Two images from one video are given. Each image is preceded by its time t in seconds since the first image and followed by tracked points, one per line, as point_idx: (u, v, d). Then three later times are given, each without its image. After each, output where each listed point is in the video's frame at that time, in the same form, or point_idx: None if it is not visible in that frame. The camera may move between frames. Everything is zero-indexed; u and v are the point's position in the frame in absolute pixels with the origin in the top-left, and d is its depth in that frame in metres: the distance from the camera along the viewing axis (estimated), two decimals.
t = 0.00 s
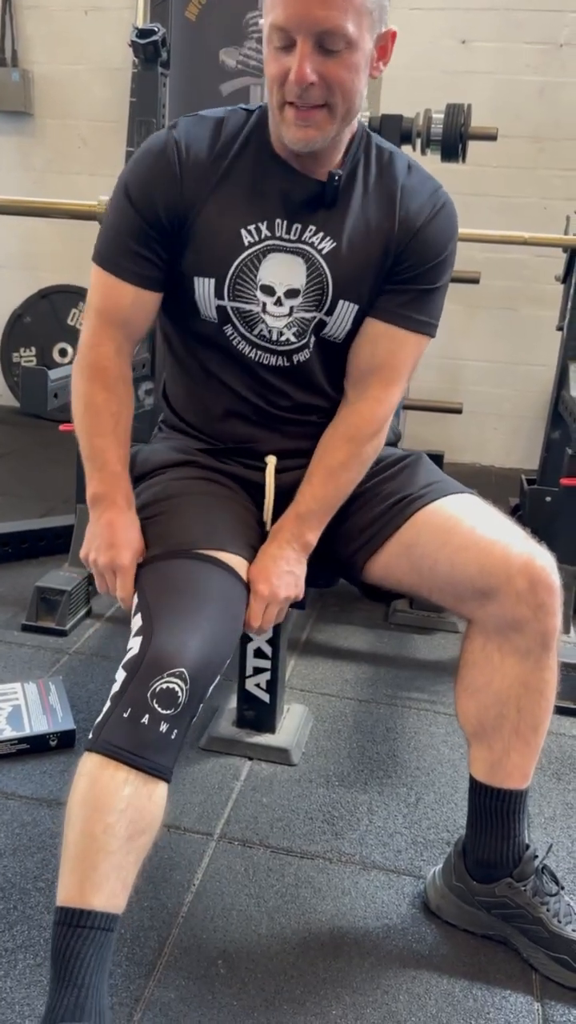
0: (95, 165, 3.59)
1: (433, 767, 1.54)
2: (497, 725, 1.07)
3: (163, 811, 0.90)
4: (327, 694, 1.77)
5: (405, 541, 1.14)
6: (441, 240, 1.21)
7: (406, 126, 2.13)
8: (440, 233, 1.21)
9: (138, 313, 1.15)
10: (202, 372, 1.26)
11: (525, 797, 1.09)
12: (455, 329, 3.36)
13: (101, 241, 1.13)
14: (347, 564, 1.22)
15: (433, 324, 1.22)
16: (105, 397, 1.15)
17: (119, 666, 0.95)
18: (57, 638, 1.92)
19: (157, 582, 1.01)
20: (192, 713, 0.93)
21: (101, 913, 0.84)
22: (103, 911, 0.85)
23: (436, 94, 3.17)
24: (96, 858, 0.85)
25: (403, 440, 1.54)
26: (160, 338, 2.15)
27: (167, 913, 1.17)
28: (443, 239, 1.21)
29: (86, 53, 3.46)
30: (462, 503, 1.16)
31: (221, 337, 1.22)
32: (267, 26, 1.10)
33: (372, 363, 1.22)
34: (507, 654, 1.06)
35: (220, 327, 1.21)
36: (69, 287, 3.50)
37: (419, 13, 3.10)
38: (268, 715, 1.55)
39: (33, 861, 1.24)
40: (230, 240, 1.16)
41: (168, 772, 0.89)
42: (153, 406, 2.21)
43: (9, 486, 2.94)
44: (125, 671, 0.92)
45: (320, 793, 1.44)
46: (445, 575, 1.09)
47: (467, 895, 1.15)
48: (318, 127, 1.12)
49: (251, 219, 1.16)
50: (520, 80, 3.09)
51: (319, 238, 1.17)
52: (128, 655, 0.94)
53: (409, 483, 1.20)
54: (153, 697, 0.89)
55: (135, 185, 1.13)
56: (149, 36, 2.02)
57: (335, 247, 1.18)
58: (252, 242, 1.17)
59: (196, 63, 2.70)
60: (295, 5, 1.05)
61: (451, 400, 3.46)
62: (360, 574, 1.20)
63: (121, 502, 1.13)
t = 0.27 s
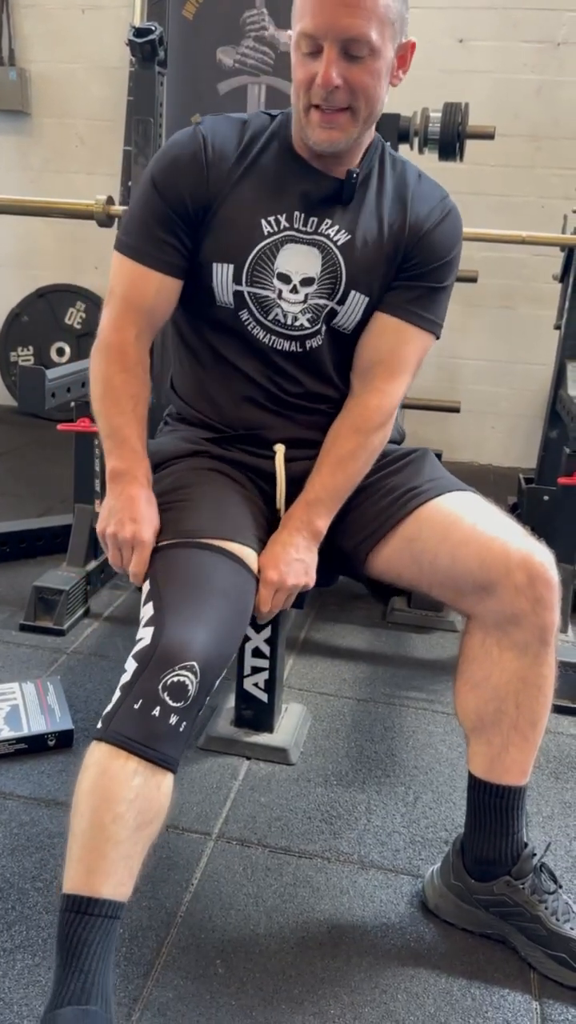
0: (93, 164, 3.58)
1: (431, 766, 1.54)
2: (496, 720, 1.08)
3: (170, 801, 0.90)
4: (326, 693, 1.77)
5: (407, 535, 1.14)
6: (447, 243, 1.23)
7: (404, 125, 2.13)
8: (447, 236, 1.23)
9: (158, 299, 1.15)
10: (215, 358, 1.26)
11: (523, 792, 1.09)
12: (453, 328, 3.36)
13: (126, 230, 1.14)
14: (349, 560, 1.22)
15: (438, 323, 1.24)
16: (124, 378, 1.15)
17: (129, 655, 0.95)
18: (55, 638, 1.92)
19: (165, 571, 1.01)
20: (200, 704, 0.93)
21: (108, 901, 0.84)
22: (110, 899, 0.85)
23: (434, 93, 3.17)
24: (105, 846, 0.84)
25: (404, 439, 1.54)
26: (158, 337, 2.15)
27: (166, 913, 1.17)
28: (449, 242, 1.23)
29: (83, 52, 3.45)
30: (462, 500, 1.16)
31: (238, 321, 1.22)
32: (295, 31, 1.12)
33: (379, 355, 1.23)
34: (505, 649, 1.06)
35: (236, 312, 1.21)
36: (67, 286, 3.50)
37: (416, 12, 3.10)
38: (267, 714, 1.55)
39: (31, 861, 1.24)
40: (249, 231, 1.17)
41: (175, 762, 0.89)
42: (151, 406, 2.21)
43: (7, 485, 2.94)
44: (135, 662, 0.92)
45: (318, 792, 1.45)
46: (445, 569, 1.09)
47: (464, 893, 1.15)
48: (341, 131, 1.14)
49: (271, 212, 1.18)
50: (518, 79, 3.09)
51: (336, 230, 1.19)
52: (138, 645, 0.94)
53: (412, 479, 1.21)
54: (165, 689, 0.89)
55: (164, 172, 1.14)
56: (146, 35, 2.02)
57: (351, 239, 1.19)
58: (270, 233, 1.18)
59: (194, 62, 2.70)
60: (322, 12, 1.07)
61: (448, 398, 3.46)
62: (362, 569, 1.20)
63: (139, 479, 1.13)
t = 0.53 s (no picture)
0: (91, 163, 3.58)
1: (430, 764, 1.54)
2: (496, 715, 1.08)
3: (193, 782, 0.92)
4: (326, 691, 1.77)
5: (408, 532, 1.14)
6: (447, 219, 1.21)
7: (404, 124, 2.14)
8: (446, 213, 1.21)
9: (152, 300, 1.16)
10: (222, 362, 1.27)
11: (524, 788, 1.09)
12: (452, 327, 3.36)
13: (114, 242, 1.16)
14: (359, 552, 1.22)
15: (444, 303, 1.22)
16: (124, 380, 1.17)
17: (167, 633, 0.95)
18: (55, 637, 1.92)
19: (203, 552, 1.02)
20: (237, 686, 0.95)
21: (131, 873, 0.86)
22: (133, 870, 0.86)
23: (432, 92, 3.16)
24: (134, 818, 0.86)
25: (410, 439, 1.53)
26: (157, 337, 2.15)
27: (166, 911, 1.17)
28: (449, 218, 1.22)
29: (82, 51, 3.45)
30: (464, 497, 1.16)
31: (237, 327, 1.22)
32: (248, 34, 1.10)
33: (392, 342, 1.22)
34: (505, 644, 1.06)
35: (233, 319, 1.22)
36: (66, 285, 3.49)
37: (415, 10, 3.09)
38: (266, 712, 1.55)
39: (32, 859, 1.24)
40: (236, 238, 1.18)
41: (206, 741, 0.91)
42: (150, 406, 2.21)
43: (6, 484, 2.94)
44: (177, 641, 0.92)
45: (318, 790, 1.45)
46: (449, 564, 1.09)
47: (465, 891, 1.15)
48: (309, 128, 1.13)
49: (256, 217, 1.18)
50: (516, 78, 3.09)
51: (328, 230, 1.18)
52: (178, 624, 0.95)
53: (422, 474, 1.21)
54: (210, 668, 0.90)
55: (145, 187, 1.15)
56: (145, 33, 2.02)
57: (343, 238, 1.19)
58: (259, 237, 1.18)
59: (192, 61, 2.69)
60: (271, 13, 1.05)
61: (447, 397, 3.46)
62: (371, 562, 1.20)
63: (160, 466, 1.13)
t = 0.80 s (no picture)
0: (90, 161, 3.58)
1: (431, 761, 1.54)
2: (500, 713, 1.07)
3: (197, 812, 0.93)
4: (325, 689, 1.77)
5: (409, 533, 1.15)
6: (416, 195, 1.18)
7: (403, 121, 2.15)
8: (412, 190, 1.18)
9: (111, 338, 1.19)
10: (210, 378, 1.27)
11: (526, 787, 1.09)
12: (452, 325, 3.36)
13: (69, 289, 1.18)
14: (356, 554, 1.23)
15: (429, 284, 1.20)
16: (98, 417, 1.18)
17: (175, 665, 0.95)
18: (55, 635, 1.92)
19: (206, 580, 1.03)
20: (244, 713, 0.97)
21: (139, 908, 0.87)
22: (140, 905, 0.87)
23: (431, 89, 3.16)
24: (145, 857, 0.87)
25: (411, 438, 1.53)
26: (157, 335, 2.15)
27: (167, 908, 1.17)
28: (417, 194, 1.19)
29: (80, 48, 3.44)
30: (467, 497, 1.16)
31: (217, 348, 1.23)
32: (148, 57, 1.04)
33: (391, 337, 1.20)
34: (510, 642, 1.06)
35: (210, 346, 1.23)
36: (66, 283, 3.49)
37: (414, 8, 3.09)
38: (266, 710, 1.54)
39: (33, 857, 1.24)
40: (199, 265, 1.17)
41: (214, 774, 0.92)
42: (149, 403, 2.21)
43: (6, 483, 2.93)
44: (188, 676, 0.92)
45: (318, 787, 1.45)
46: (454, 562, 1.09)
47: (465, 887, 1.15)
48: (234, 147, 1.09)
49: (214, 240, 1.17)
50: (516, 75, 3.09)
51: (291, 244, 1.17)
52: (187, 656, 0.95)
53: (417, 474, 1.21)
54: (221, 711, 0.91)
55: (89, 232, 1.15)
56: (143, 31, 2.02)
57: (307, 250, 1.18)
58: (222, 261, 1.17)
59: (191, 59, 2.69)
60: (166, 38, 0.99)
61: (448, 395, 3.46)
62: (369, 565, 1.21)
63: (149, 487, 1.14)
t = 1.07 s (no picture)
0: (90, 160, 3.57)
1: (432, 759, 1.55)
2: (492, 713, 1.07)
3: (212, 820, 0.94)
4: (326, 687, 1.78)
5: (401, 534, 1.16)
6: (393, 165, 1.24)
7: (403, 119, 2.16)
8: (388, 161, 1.23)
9: (85, 391, 1.20)
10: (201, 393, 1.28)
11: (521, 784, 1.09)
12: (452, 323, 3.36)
13: (44, 347, 1.19)
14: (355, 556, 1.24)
15: (429, 237, 1.27)
16: (67, 469, 1.16)
17: (198, 674, 0.95)
18: (56, 634, 1.92)
19: (224, 591, 1.02)
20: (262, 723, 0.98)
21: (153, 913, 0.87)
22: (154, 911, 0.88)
23: (431, 88, 3.16)
24: (165, 865, 0.87)
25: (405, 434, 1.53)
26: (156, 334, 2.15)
27: (168, 906, 1.17)
28: (394, 164, 1.24)
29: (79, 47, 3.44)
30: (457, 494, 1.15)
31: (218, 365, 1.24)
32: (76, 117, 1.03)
33: (425, 287, 1.27)
34: (500, 641, 1.05)
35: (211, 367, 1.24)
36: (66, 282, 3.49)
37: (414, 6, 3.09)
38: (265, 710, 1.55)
39: (34, 855, 1.24)
40: (186, 295, 1.17)
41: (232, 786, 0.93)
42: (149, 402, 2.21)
43: (7, 481, 2.94)
44: (212, 686, 0.92)
45: (319, 785, 1.45)
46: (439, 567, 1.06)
47: (462, 884, 1.16)
48: (182, 184, 1.08)
49: (197, 267, 1.17)
50: (516, 73, 3.09)
51: (277, 250, 1.19)
52: (211, 665, 0.95)
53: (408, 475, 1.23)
54: (245, 721, 0.92)
55: (57, 292, 1.16)
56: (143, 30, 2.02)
57: (294, 250, 1.19)
58: (211, 283, 1.17)
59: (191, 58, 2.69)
60: (90, 97, 0.98)
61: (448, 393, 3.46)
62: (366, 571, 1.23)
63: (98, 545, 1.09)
